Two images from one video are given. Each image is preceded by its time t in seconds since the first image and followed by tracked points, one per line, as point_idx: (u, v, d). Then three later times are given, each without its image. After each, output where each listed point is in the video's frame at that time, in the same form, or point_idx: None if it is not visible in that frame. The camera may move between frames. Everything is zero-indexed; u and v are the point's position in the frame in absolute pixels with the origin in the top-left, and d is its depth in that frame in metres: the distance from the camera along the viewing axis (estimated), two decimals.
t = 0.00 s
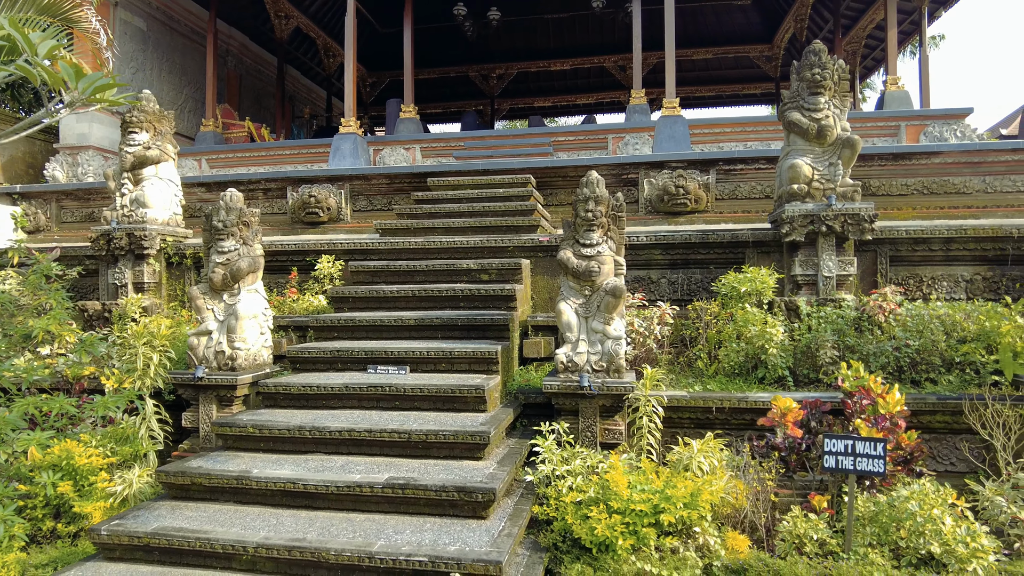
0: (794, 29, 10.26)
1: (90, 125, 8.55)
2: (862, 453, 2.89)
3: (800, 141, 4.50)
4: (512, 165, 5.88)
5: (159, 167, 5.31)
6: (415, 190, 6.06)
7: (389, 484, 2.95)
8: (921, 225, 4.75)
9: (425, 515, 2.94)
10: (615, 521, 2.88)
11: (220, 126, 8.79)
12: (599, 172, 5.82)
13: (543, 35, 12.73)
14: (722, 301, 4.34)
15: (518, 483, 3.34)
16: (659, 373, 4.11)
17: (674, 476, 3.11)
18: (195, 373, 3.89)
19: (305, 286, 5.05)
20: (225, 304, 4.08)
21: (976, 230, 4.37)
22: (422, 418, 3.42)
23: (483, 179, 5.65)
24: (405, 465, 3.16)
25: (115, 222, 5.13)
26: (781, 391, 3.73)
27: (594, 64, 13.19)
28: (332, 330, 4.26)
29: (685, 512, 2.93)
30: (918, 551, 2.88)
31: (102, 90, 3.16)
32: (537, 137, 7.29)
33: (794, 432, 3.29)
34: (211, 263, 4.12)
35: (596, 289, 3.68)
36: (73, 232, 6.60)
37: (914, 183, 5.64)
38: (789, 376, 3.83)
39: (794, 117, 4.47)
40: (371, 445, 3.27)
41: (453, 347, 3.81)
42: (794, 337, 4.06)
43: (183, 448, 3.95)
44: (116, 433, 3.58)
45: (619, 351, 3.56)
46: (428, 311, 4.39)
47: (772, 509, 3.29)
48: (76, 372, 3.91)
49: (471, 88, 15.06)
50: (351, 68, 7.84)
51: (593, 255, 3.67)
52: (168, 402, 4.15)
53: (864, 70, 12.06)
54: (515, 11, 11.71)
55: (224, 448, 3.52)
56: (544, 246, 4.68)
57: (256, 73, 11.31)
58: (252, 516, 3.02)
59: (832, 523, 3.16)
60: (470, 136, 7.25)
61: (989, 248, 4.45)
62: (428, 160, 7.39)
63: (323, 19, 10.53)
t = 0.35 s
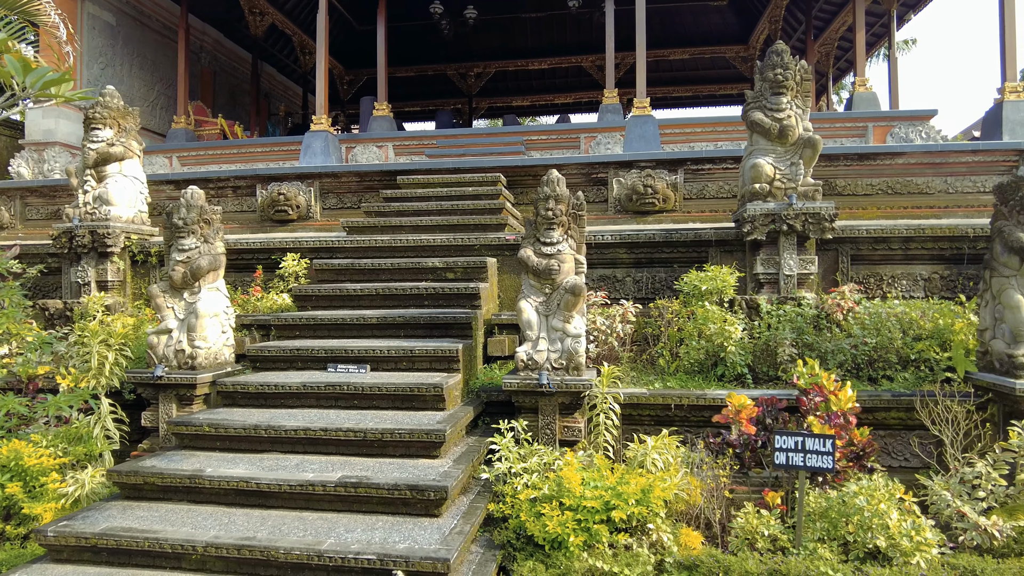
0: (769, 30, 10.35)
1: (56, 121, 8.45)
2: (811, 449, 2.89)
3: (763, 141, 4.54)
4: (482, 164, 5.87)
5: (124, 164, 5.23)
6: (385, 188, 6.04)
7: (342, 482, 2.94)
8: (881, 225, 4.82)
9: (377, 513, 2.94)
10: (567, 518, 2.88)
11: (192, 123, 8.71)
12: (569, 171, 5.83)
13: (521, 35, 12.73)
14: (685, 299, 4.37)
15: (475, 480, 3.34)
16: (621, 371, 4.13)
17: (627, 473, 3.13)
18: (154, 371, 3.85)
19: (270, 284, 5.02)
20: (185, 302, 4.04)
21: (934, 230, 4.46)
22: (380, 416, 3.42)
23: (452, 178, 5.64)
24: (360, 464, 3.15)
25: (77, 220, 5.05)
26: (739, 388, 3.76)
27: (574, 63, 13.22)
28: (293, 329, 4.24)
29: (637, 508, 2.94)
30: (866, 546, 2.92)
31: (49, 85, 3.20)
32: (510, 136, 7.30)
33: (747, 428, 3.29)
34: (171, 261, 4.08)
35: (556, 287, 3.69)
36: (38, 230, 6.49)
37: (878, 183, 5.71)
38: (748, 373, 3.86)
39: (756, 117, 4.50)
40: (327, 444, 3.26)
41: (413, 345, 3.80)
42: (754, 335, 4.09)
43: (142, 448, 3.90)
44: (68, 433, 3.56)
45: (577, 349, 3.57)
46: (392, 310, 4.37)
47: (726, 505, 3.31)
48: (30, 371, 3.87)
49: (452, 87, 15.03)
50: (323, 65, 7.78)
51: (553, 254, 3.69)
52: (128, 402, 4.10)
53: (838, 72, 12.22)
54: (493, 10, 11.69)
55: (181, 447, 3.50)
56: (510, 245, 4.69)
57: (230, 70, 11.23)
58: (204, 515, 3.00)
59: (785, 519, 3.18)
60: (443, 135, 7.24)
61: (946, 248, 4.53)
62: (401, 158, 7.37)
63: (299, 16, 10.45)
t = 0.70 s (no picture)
0: (741, 34, 10.48)
1: (18, 119, 8.39)
2: (759, 449, 2.93)
3: (723, 144, 4.61)
4: (450, 165, 5.88)
5: (84, 164, 5.14)
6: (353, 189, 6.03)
7: (294, 485, 2.94)
8: (839, 228, 4.91)
9: (330, 515, 2.94)
10: (518, 518, 2.91)
11: (161, 122, 8.63)
12: (537, 173, 5.87)
13: (498, 35, 12.74)
14: (645, 300, 4.42)
15: (432, 482, 3.36)
16: (582, 371, 4.17)
17: (580, 472, 3.16)
18: (111, 374, 3.79)
19: (232, 286, 5.00)
20: (144, 304, 4.00)
21: (889, 233, 4.55)
22: (336, 418, 3.42)
23: (420, 179, 5.64)
24: (315, 466, 3.15)
25: (35, 220, 4.96)
26: (696, 388, 3.82)
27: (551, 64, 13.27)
28: (254, 331, 4.22)
29: (588, 507, 2.98)
30: (812, 544, 2.98)
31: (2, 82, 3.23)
32: (481, 137, 7.31)
33: (700, 428, 3.33)
34: (129, 262, 4.04)
35: (515, 289, 3.71)
36: None
37: (841, 186, 5.81)
38: (705, 374, 3.93)
39: (717, 121, 4.56)
40: (282, 446, 3.25)
41: (373, 347, 3.80)
42: (712, 335, 4.15)
43: (98, 451, 3.85)
44: (18, 438, 3.51)
45: (536, 350, 3.59)
46: (355, 311, 4.37)
47: (680, 504, 3.35)
48: None
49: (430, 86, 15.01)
50: (292, 64, 7.72)
51: (512, 256, 3.71)
52: (84, 406, 4.05)
53: (809, 76, 12.41)
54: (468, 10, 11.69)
55: (136, 450, 3.46)
56: (474, 246, 4.70)
57: (201, 68, 11.12)
58: (156, 519, 2.97)
59: (735, 519, 3.22)
60: (413, 136, 7.23)
61: (901, 250, 4.63)
62: (371, 158, 7.35)
63: (273, 14, 10.36)
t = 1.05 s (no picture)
0: (716, 38, 10.61)
1: None
2: (705, 448, 3.00)
3: (683, 149, 4.69)
4: (421, 168, 5.93)
5: (51, 164, 5.13)
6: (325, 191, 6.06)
7: (249, 485, 2.97)
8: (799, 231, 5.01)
9: (284, 515, 2.98)
10: (469, 517, 2.96)
11: (134, 123, 8.61)
12: (508, 176, 5.93)
13: (478, 37, 12.79)
14: (607, 302, 4.50)
15: (389, 482, 3.40)
16: (544, 372, 4.23)
17: (532, 472, 3.22)
18: (73, 376, 3.80)
19: (200, 288, 5.04)
20: (107, 306, 4.01)
21: (847, 236, 4.65)
22: (294, 419, 3.46)
23: (390, 181, 5.68)
24: (272, 467, 3.19)
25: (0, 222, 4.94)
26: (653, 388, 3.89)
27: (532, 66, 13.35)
28: (217, 333, 4.26)
29: (538, 506, 3.04)
30: (758, 540, 3.05)
31: None
32: (455, 139, 7.35)
33: (652, 427, 3.41)
34: (93, 264, 4.04)
35: (475, 291, 3.76)
36: None
37: (805, 189, 5.92)
38: (663, 374, 4.00)
39: (678, 126, 4.64)
40: (239, 447, 3.29)
41: (334, 349, 3.84)
42: (670, 337, 4.24)
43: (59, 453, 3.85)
44: None
45: (495, 351, 3.64)
46: (319, 313, 4.40)
47: (633, 502, 3.42)
48: None
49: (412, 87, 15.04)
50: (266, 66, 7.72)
51: (472, 259, 3.76)
52: (46, 408, 4.05)
53: (785, 80, 12.57)
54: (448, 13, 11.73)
55: (95, 451, 3.48)
56: (440, 249, 4.75)
57: (177, 69, 11.09)
58: (111, 519, 3.00)
59: (685, 517, 3.29)
60: (387, 138, 7.27)
61: (859, 253, 4.73)
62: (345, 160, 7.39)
63: (250, 14, 10.34)
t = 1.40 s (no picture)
0: (699, 41, 10.70)
1: None
2: (660, 448, 3.05)
3: (652, 153, 4.74)
4: (398, 170, 5.97)
5: (25, 167, 5.18)
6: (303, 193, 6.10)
7: (211, 485, 3.01)
8: (768, 233, 5.08)
9: (245, 514, 3.02)
10: (427, 516, 3.01)
11: (116, 125, 8.64)
12: (485, 179, 5.98)
13: (465, 39, 12.85)
14: (576, 304, 4.56)
15: (353, 482, 3.44)
16: (512, 374, 4.28)
17: (493, 471, 3.27)
18: (43, 378, 3.84)
19: (175, 290, 5.07)
20: (78, 309, 4.01)
21: (813, 239, 4.71)
22: (259, 421, 3.50)
23: (367, 183, 5.71)
24: (236, 467, 3.23)
25: None
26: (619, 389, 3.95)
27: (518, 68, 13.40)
28: (188, 335, 4.30)
29: (496, 505, 3.09)
30: (713, 539, 3.11)
31: None
32: (435, 141, 7.40)
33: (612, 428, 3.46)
34: (63, 268, 4.03)
35: (441, 294, 3.80)
36: None
37: (779, 192, 5.99)
38: (629, 375, 4.06)
39: (647, 130, 4.70)
40: (204, 448, 3.33)
41: (302, 351, 3.88)
42: (637, 338, 4.29)
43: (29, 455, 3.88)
44: None
45: (461, 353, 3.69)
46: (291, 315, 4.44)
47: (594, 501, 3.47)
48: None
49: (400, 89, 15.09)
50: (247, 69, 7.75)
51: (438, 262, 3.80)
52: (17, 410, 4.07)
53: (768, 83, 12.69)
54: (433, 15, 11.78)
55: (62, 453, 3.51)
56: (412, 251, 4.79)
57: (161, 70, 11.12)
58: (74, 520, 3.03)
59: (644, 515, 3.35)
60: (367, 140, 7.31)
61: (826, 255, 4.80)
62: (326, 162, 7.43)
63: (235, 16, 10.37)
